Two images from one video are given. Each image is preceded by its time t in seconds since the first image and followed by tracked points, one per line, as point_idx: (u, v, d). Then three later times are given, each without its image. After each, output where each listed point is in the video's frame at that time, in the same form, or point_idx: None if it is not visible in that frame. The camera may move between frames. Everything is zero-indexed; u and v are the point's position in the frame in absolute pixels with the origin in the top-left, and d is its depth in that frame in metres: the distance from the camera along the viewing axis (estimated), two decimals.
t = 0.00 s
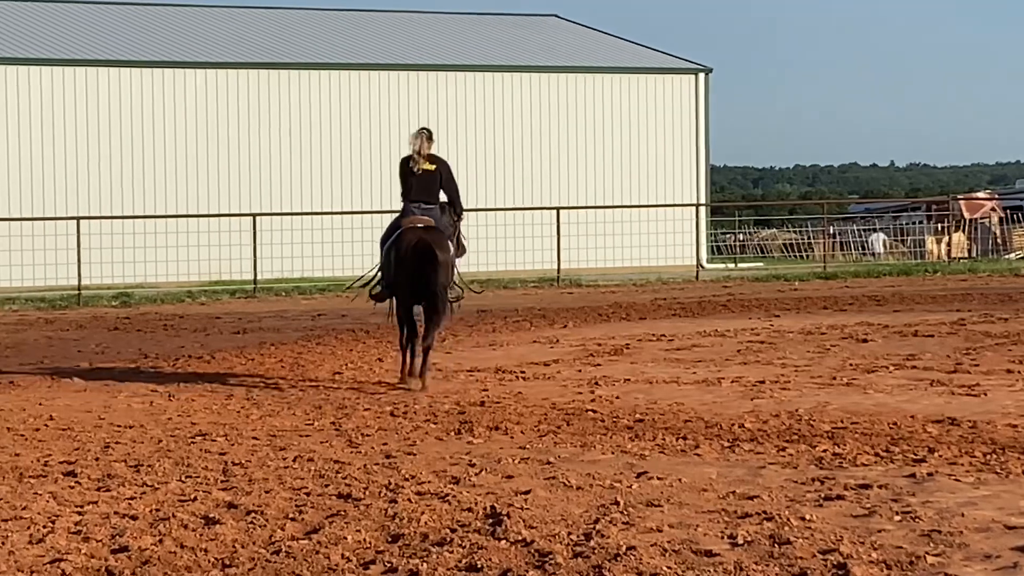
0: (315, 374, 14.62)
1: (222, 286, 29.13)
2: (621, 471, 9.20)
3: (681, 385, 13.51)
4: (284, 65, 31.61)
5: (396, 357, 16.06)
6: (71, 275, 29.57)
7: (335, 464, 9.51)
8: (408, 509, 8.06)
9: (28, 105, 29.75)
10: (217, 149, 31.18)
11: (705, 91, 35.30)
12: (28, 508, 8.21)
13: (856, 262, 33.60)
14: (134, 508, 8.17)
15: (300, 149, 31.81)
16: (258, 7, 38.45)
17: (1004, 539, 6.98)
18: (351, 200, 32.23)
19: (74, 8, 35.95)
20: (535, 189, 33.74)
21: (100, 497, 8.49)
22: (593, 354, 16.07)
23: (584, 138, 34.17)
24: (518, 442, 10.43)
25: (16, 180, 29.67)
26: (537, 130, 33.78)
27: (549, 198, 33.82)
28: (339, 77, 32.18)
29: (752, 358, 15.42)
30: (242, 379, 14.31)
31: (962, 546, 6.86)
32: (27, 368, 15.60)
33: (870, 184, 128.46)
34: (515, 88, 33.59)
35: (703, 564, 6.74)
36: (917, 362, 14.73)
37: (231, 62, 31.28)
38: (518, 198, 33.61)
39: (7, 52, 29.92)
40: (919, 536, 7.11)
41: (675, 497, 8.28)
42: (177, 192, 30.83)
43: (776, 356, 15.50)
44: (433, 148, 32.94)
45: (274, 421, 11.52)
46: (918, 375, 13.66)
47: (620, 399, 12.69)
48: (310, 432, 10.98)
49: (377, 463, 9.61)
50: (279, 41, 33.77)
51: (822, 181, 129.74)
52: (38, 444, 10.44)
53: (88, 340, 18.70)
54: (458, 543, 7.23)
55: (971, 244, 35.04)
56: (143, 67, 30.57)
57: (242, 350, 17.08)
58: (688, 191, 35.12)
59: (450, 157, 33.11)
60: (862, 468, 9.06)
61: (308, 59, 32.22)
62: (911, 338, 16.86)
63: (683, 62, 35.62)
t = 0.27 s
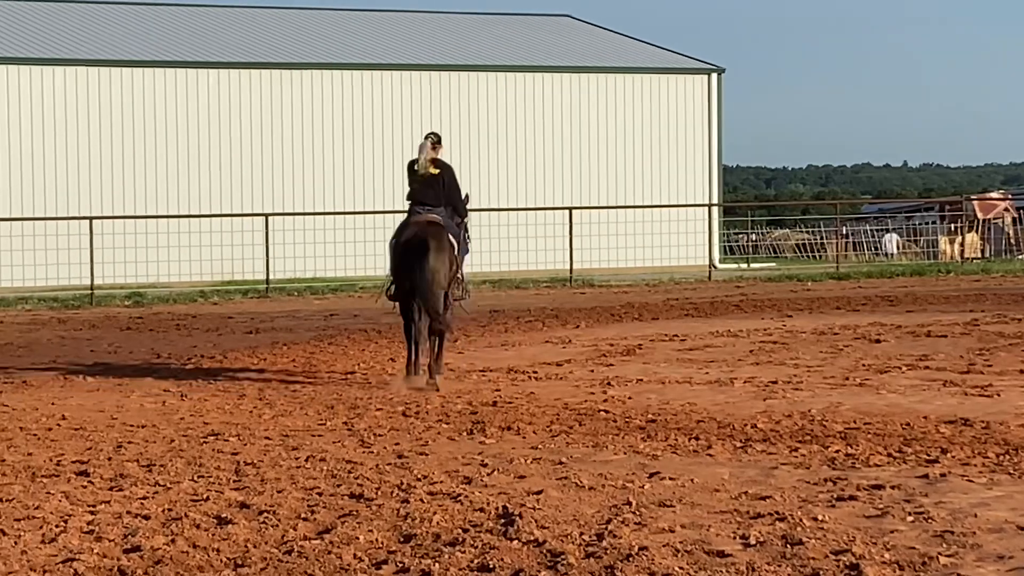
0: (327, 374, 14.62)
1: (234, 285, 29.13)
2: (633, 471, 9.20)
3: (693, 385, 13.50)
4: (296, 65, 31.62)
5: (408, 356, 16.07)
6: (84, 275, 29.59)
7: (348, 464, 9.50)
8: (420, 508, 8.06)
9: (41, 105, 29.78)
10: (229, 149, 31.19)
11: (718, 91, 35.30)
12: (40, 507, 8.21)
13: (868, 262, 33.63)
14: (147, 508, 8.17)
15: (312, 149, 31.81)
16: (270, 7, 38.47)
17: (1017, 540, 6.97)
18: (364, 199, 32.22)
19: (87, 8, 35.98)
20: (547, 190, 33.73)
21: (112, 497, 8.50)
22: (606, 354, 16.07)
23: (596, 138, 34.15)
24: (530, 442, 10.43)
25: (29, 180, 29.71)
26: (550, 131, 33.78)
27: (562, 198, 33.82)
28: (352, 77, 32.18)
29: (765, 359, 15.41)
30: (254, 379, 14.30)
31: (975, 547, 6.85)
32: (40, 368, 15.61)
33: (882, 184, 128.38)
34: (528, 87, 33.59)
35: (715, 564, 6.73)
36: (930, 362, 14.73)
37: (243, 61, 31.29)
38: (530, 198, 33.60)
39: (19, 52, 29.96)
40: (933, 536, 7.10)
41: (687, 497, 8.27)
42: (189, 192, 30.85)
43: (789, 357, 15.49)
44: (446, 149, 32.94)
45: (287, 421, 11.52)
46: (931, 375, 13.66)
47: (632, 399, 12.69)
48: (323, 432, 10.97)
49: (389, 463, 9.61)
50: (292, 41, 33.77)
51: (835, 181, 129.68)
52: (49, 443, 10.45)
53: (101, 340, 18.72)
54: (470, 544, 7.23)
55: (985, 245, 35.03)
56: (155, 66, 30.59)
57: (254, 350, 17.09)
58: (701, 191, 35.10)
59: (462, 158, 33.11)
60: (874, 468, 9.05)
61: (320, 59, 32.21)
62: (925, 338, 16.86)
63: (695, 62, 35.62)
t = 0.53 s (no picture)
0: (336, 374, 14.65)
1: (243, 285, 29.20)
2: (641, 471, 9.22)
3: (702, 385, 13.52)
4: (306, 65, 31.65)
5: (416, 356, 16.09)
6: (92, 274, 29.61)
7: (356, 464, 9.52)
8: (428, 509, 8.07)
9: (50, 107, 29.80)
10: (238, 150, 31.22)
11: (725, 92, 35.31)
12: (48, 507, 8.22)
13: (877, 263, 33.79)
14: (154, 508, 8.18)
15: (320, 149, 31.83)
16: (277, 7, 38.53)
17: None
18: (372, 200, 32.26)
19: (94, 9, 36.03)
20: (557, 191, 33.75)
21: (120, 497, 8.51)
22: (613, 355, 16.09)
23: (604, 139, 34.16)
24: (538, 442, 10.44)
25: (37, 180, 29.72)
26: (557, 132, 33.79)
27: (570, 198, 33.83)
28: (360, 78, 32.20)
29: (772, 359, 15.44)
30: (263, 380, 14.33)
31: (983, 547, 6.85)
32: (48, 368, 15.63)
33: (889, 184, 128.48)
34: (535, 87, 33.60)
35: (723, 565, 6.74)
36: (938, 362, 14.75)
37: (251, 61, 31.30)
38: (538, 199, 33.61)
39: (27, 52, 29.97)
40: (941, 537, 7.10)
41: (694, 497, 8.28)
42: (197, 191, 30.86)
43: (796, 357, 15.51)
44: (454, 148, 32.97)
45: (296, 421, 11.54)
46: (939, 375, 13.68)
47: (641, 399, 12.71)
48: (331, 432, 10.99)
49: (397, 462, 9.63)
50: (299, 42, 33.81)
51: (842, 181, 129.72)
52: (57, 443, 10.46)
53: (110, 340, 18.75)
54: (477, 543, 7.23)
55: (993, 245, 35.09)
56: (162, 66, 30.60)
57: (263, 350, 17.12)
58: (709, 191, 35.10)
59: (471, 158, 33.15)
60: (882, 468, 9.07)
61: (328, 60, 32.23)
62: (933, 338, 16.88)
63: (703, 63, 35.63)
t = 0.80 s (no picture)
0: (339, 374, 14.65)
1: (247, 285, 29.23)
2: (644, 471, 9.22)
3: (705, 385, 13.52)
4: (310, 66, 31.66)
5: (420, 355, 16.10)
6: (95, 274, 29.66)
7: (359, 464, 9.52)
8: (432, 509, 8.07)
9: (54, 106, 29.83)
10: (241, 150, 31.23)
11: (728, 92, 35.26)
12: (51, 507, 8.22)
13: (881, 263, 33.86)
14: (158, 508, 8.18)
15: (324, 149, 31.83)
16: (281, 6, 38.57)
17: None
18: (375, 200, 32.27)
19: (98, 8, 36.07)
20: (560, 192, 33.77)
21: (123, 497, 8.51)
22: (617, 355, 16.09)
23: (607, 140, 34.16)
24: (542, 442, 10.44)
25: (41, 181, 29.71)
26: (560, 132, 33.81)
27: (573, 198, 33.84)
28: (364, 77, 32.20)
29: (775, 359, 15.45)
30: (266, 380, 14.34)
31: (986, 548, 6.85)
32: (52, 367, 15.65)
33: (892, 184, 128.46)
34: (539, 88, 33.61)
35: (726, 564, 6.74)
36: (941, 362, 14.75)
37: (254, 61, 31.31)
38: (541, 199, 33.65)
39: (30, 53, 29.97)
40: (944, 537, 7.10)
41: (697, 497, 8.28)
42: (200, 191, 30.88)
43: (799, 357, 15.51)
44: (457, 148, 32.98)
45: (299, 421, 11.54)
46: (942, 376, 13.68)
47: (644, 399, 12.71)
48: (334, 432, 10.99)
49: (400, 462, 9.63)
50: (303, 42, 33.83)
51: (844, 181, 129.70)
52: (61, 443, 10.46)
53: (113, 340, 18.76)
54: (480, 544, 7.24)
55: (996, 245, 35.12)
56: (165, 66, 30.61)
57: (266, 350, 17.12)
58: (713, 192, 35.10)
59: (474, 157, 33.15)
60: (884, 468, 9.07)
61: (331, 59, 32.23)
62: (936, 338, 16.87)
63: (706, 63, 35.61)
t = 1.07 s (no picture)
0: (337, 373, 14.65)
1: (246, 285, 29.20)
2: (642, 471, 9.21)
3: (704, 386, 13.51)
4: (308, 65, 31.65)
5: (419, 356, 16.09)
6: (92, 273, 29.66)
7: (357, 464, 9.51)
8: (429, 509, 8.06)
9: (53, 106, 29.83)
10: (239, 150, 31.21)
11: (726, 92, 35.27)
12: (49, 506, 8.21)
13: (879, 263, 33.90)
14: (155, 508, 8.17)
15: (323, 148, 31.82)
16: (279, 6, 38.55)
17: None
18: (374, 200, 32.25)
19: (97, 8, 36.04)
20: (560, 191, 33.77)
21: (121, 496, 8.50)
22: (615, 354, 16.09)
23: (606, 139, 34.15)
24: (540, 441, 10.43)
25: (37, 180, 29.70)
26: (559, 132, 33.80)
27: (571, 198, 33.83)
28: (362, 77, 32.18)
29: (774, 359, 15.44)
30: (263, 379, 14.33)
31: (984, 548, 6.85)
32: (51, 367, 15.63)
33: (890, 185, 128.43)
34: (537, 87, 33.60)
35: (724, 565, 6.74)
36: (939, 362, 14.75)
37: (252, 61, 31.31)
38: (539, 200, 33.64)
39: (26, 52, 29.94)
40: (942, 538, 7.10)
41: (695, 497, 8.28)
42: (199, 191, 30.87)
43: (798, 357, 15.49)
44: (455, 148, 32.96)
45: (296, 421, 11.53)
46: (940, 376, 13.68)
47: (642, 399, 12.71)
48: (331, 432, 10.98)
49: (398, 462, 9.62)
50: (301, 42, 33.80)
51: (842, 182, 129.70)
52: (58, 443, 10.45)
53: (110, 339, 18.73)
54: (478, 543, 7.23)
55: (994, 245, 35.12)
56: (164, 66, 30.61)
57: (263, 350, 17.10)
58: (711, 190, 35.10)
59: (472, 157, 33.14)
60: (882, 468, 9.07)
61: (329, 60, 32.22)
62: (934, 338, 16.87)
63: (704, 63, 35.61)
